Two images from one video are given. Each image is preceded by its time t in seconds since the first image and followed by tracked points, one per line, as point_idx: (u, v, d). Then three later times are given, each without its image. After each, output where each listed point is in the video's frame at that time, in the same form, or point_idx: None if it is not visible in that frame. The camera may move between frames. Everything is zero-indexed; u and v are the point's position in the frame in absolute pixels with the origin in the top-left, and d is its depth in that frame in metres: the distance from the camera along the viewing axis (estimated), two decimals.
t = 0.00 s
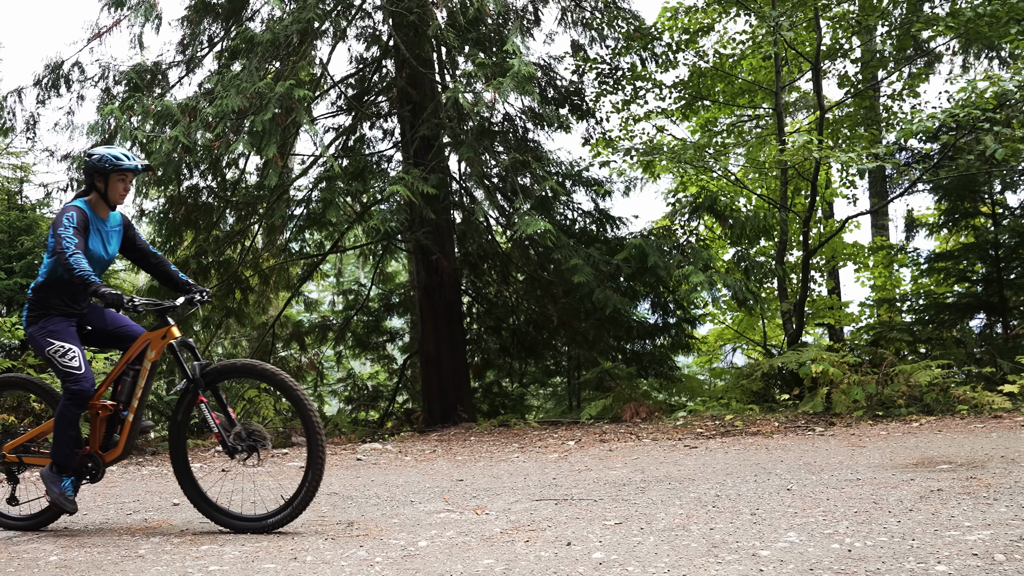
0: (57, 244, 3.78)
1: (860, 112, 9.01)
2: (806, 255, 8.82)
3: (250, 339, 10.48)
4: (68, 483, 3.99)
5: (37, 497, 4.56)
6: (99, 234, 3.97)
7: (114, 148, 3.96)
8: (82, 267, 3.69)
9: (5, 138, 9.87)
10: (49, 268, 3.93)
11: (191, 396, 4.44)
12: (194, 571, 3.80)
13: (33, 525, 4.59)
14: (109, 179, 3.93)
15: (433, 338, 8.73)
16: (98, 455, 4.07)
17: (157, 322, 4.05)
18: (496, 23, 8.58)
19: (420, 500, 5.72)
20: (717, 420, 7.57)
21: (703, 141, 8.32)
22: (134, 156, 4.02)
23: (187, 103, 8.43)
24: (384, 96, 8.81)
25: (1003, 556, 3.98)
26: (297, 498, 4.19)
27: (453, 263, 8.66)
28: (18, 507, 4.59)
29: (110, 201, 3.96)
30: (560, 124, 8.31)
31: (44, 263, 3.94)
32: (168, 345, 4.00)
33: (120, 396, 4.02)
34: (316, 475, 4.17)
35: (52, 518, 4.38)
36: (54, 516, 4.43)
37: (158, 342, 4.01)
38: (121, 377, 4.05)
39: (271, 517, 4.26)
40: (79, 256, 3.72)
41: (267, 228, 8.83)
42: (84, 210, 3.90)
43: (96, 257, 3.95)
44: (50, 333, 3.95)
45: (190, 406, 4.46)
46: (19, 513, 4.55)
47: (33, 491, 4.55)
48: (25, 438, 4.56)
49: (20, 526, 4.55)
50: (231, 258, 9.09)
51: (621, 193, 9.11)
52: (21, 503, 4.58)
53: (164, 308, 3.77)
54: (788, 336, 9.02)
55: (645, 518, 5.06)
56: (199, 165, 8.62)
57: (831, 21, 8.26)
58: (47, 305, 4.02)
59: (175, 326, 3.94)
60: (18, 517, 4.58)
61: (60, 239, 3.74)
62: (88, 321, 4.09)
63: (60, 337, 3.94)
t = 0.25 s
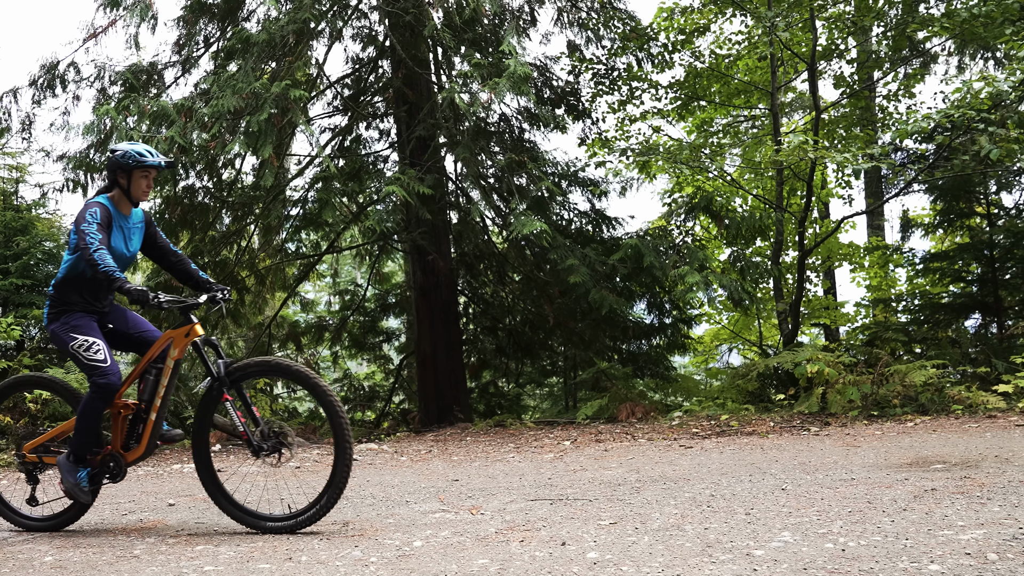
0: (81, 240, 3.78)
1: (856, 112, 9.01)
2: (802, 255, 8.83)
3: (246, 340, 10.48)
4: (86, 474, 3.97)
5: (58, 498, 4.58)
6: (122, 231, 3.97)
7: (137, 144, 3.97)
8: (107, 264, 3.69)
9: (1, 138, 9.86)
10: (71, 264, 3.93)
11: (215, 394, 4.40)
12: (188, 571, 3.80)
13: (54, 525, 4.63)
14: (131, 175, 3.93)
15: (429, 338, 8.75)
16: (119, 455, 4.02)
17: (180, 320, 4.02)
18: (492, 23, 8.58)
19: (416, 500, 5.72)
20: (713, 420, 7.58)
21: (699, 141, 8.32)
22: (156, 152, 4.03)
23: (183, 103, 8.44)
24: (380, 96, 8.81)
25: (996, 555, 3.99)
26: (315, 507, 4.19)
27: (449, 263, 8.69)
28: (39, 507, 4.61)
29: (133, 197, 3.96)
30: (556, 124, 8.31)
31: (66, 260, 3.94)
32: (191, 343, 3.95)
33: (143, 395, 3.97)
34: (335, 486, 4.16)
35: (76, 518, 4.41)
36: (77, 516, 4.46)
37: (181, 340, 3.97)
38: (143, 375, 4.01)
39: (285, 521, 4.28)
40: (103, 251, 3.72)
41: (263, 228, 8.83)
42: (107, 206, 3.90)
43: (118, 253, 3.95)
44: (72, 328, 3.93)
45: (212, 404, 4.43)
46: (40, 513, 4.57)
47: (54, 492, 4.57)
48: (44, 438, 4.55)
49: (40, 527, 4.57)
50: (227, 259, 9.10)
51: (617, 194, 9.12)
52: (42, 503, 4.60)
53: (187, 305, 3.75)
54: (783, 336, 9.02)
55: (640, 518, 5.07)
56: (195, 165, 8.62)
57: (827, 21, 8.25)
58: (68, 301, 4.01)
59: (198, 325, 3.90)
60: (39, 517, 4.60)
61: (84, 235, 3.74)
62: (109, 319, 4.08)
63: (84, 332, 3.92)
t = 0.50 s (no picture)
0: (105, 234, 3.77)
1: (850, 111, 9.02)
2: (797, 254, 8.84)
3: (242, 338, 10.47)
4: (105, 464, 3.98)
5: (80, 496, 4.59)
6: (145, 226, 3.97)
7: (160, 139, 3.97)
8: (134, 258, 3.69)
9: None
10: (94, 260, 3.92)
11: (241, 389, 4.36)
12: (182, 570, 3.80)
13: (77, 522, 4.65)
14: (155, 170, 3.93)
15: (425, 337, 8.75)
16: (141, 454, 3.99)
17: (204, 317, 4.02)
18: (487, 22, 8.59)
19: (410, 499, 5.73)
20: (708, 418, 7.59)
21: (694, 140, 8.34)
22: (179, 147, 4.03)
23: (178, 102, 8.44)
24: (376, 95, 8.82)
25: (988, 553, 4.00)
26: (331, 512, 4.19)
27: (444, 262, 8.69)
28: (60, 505, 4.62)
29: (156, 192, 3.96)
30: (551, 123, 8.32)
31: (88, 255, 3.94)
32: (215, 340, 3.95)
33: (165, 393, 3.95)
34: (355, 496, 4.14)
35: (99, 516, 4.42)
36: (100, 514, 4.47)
37: (204, 337, 3.99)
38: (166, 373, 3.99)
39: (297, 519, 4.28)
40: (129, 245, 3.71)
41: (258, 227, 8.83)
42: (130, 201, 3.90)
43: (141, 248, 3.94)
44: (95, 322, 3.93)
45: (237, 400, 4.39)
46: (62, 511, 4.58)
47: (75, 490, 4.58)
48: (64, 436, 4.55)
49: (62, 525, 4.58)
50: (222, 258, 9.09)
51: (612, 192, 9.12)
52: (63, 502, 4.61)
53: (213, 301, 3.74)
54: (778, 335, 9.04)
55: (634, 516, 5.07)
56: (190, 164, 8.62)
57: (821, 21, 8.26)
58: (91, 297, 4.00)
59: (223, 322, 3.91)
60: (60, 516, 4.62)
61: (110, 229, 3.74)
62: (131, 315, 4.09)
63: (107, 325, 3.93)
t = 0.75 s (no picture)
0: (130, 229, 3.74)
1: (845, 111, 9.04)
2: (791, 253, 8.85)
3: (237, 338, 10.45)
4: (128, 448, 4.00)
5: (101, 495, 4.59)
6: (169, 222, 3.95)
7: (183, 135, 3.94)
8: (161, 253, 3.66)
9: None
10: (117, 256, 3.91)
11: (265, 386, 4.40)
12: (176, 570, 3.83)
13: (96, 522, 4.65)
14: (178, 165, 3.91)
15: (420, 336, 8.75)
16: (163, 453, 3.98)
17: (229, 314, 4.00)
18: (483, 21, 8.59)
19: (405, 498, 5.74)
20: (702, 417, 7.61)
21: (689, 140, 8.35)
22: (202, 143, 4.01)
23: (173, 101, 8.43)
24: (371, 94, 8.89)
25: (979, 552, 4.01)
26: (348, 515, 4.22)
27: (439, 262, 8.69)
28: (79, 505, 4.62)
29: (179, 187, 3.93)
30: (546, 123, 8.32)
31: (112, 250, 3.93)
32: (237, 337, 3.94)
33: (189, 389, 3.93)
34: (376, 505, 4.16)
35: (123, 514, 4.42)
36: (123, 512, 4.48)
37: (228, 334, 3.96)
38: (190, 369, 3.98)
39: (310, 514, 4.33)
40: (156, 241, 3.71)
41: (253, 226, 8.84)
42: (154, 197, 3.88)
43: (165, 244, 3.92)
44: (118, 315, 3.94)
45: (262, 397, 4.43)
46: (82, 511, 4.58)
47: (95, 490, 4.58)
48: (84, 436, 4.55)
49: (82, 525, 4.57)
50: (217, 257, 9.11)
51: (607, 192, 9.12)
52: (83, 501, 4.61)
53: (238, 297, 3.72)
54: (773, 334, 9.06)
55: (627, 515, 5.08)
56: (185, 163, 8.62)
57: (816, 21, 8.26)
58: (114, 292, 4.00)
59: (247, 318, 3.89)
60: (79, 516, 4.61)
61: (135, 225, 3.73)
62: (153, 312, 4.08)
63: (130, 316, 3.93)
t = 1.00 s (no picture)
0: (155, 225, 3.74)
1: (838, 112, 9.07)
2: (784, 254, 8.86)
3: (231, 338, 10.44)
4: (153, 436, 3.97)
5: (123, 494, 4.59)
6: (192, 219, 3.95)
7: (205, 131, 3.95)
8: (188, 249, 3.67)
9: None
10: (140, 253, 3.91)
11: (291, 385, 4.45)
12: (168, 570, 3.84)
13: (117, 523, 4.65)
14: (201, 161, 3.90)
15: (413, 336, 8.75)
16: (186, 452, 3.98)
17: (252, 311, 4.00)
18: (476, 22, 8.60)
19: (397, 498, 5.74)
20: (695, 417, 7.62)
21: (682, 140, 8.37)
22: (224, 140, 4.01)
23: (166, 101, 8.43)
24: (365, 95, 8.83)
25: (968, 551, 4.03)
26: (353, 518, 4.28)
27: (433, 262, 8.68)
28: (100, 505, 4.62)
29: (202, 183, 3.93)
30: (540, 123, 8.32)
31: (134, 247, 3.92)
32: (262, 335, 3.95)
33: (213, 387, 3.94)
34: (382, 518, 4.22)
35: (147, 512, 4.41)
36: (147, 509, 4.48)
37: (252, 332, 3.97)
38: (214, 366, 3.99)
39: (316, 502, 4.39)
40: (183, 237, 3.71)
41: (247, 226, 8.84)
42: (177, 193, 3.88)
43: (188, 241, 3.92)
44: (141, 309, 3.92)
45: (286, 398, 4.47)
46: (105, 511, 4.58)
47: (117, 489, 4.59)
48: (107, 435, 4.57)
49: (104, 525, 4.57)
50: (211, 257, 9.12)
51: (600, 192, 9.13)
52: (105, 501, 4.61)
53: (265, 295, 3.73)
54: (766, 334, 9.10)
55: (619, 515, 5.09)
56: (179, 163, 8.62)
57: (809, 22, 8.28)
58: (136, 288, 3.99)
59: (272, 316, 3.90)
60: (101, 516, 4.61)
61: (160, 221, 3.73)
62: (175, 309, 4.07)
63: (154, 308, 3.91)
